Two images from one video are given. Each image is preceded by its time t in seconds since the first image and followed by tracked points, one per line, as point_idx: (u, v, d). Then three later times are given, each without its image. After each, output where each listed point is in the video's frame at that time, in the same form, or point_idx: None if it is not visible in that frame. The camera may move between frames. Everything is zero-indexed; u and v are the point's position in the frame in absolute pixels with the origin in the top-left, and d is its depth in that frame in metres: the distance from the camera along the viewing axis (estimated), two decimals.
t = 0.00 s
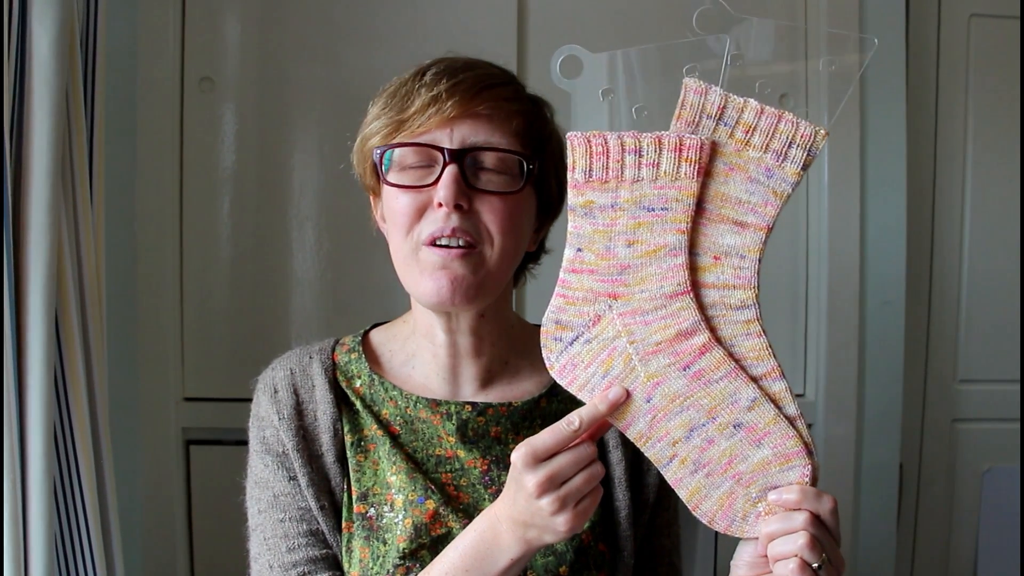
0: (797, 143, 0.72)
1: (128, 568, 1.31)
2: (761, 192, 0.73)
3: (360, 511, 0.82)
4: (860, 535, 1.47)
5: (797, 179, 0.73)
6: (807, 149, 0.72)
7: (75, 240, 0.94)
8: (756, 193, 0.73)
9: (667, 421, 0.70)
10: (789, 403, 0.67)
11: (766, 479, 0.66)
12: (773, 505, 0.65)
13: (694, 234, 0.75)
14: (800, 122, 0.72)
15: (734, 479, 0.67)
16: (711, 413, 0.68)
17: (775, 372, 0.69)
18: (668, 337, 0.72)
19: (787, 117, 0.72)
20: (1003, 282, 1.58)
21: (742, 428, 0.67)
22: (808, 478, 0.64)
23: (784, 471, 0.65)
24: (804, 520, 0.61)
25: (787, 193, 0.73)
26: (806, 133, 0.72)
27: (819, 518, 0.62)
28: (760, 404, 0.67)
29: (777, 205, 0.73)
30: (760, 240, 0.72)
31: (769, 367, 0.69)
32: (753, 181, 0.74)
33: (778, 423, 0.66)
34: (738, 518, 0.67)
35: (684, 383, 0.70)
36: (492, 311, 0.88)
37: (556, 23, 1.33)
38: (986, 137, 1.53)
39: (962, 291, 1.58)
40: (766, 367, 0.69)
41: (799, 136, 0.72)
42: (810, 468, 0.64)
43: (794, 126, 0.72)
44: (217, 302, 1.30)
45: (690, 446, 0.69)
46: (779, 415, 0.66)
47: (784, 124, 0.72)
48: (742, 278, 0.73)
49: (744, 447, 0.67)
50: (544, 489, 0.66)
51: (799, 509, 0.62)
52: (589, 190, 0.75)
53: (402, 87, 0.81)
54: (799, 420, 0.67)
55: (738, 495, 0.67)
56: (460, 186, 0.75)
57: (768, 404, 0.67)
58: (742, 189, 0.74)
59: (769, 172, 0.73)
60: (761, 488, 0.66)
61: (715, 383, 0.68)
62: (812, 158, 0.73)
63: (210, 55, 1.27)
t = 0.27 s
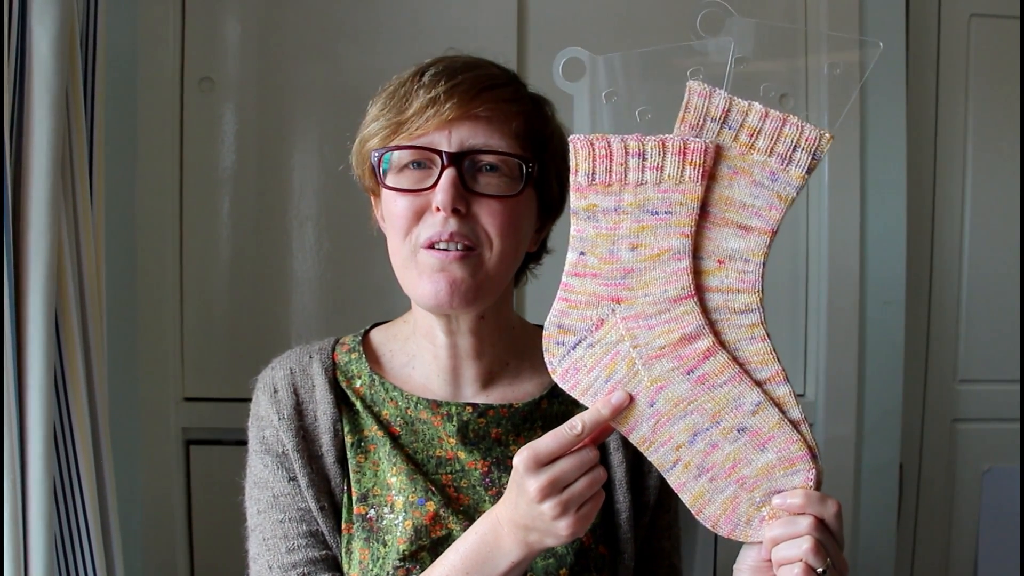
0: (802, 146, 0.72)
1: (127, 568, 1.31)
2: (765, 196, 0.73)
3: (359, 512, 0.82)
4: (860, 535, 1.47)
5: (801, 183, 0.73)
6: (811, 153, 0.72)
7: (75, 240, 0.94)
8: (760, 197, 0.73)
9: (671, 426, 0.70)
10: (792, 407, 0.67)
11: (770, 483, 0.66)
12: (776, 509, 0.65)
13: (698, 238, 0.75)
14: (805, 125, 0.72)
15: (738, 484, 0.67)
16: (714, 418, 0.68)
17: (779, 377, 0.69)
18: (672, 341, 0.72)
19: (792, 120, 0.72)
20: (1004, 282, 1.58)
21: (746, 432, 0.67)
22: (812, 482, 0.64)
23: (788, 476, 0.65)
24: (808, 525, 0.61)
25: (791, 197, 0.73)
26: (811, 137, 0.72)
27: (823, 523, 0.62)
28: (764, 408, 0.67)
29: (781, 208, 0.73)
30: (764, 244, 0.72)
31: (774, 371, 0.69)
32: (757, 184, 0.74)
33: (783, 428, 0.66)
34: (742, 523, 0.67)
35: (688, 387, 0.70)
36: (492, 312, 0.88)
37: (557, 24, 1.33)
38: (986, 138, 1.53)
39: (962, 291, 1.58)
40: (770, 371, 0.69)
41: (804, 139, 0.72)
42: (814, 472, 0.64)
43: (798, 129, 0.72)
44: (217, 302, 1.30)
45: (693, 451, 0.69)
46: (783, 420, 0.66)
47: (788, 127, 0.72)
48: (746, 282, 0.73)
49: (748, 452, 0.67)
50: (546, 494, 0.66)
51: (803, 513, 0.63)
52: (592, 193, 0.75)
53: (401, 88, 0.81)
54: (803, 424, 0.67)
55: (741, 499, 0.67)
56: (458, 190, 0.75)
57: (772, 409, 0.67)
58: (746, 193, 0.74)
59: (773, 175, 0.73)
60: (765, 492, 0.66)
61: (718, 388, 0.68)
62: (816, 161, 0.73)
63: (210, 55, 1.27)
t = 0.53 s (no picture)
0: (803, 147, 0.72)
1: (128, 567, 1.31)
2: (766, 197, 0.73)
3: (359, 513, 0.82)
4: (860, 535, 1.47)
5: (802, 184, 0.73)
6: (812, 153, 0.72)
7: (76, 241, 0.94)
8: (760, 198, 0.73)
9: (670, 428, 0.70)
10: (793, 410, 0.68)
11: (770, 486, 0.66)
12: (776, 513, 0.65)
13: (698, 239, 0.75)
14: (806, 126, 0.72)
15: (738, 486, 0.67)
16: (714, 421, 0.68)
17: (779, 379, 0.69)
18: (671, 343, 0.72)
19: (792, 120, 0.72)
20: (1003, 281, 1.58)
21: (746, 435, 0.67)
22: (813, 485, 0.64)
23: (788, 479, 0.65)
24: (808, 528, 0.61)
25: (792, 198, 0.73)
26: (812, 137, 0.72)
27: (823, 526, 0.62)
28: (764, 411, 0.67)
29: (781, 209, 0.73)
30: (764, 245, 0.72)
31: (774, 373, 0.69)
32: (757, 185, 0.74)
33: (783, 431, 0.66)
34: (742, 526, 0.67)
35: (688, 390, 0.70)
36: (491, 313, 0.88)
37: (556, 23, 1.33)
38: (986, 137, 1.53)
39: (962, 290, 1.58)
40: (770, 374, 0.69)
41: (805, 140, 0.72)
42: (814, 475, 0.65)
43: (799, 129, 0.72)
44: (217, 302, 1.30)
45: (693, 454, 0.69)
46: (783, 422, 0.66)
47: (789, 128, 0.72)
48: (746, 284, 0.73)
49: (748, 455, 0.67)
50: (545, 497, 0.66)
51: (803, 517, 0.63)
52: (591, 194, 0.75)
53: (399, 89, 0.81)
54: (803, 427, 0.67)
55: (741, 502, 0.67)
56: (457, 192, 0.75)
57: (773, 412, 0.67)
58: (746, 194, 0.74)
59: (774, 176, 0.73)
60: (765, 495, 0.66)
61: (718, 390, 0.68)
62: (817, 162, 0.73)
63: (210, 55, 1.27)
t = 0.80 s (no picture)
0: (805, 147, 0.72)
1: (128, 568, 1.31)
2: (767, 197, 0.73)
3: (359, 513, 0.82)
4: (860, 535, 1.47)
5: (804, 184, 0.73)
6: (814, 154, 0.72)
7: (75, 241, 0.94)
8: (762, 198, 0.73)
9: (671, 428, 0.70)
10: (794, 410, 0.67)
11: (771, 486, 0.66)
12: (777, 513, 0.65)
13: (700, 239, 0.74)
14: (808, 125, 0.72)
15: (739, 486, 0.67)
16: (715, 420, 0.68)
17: (781, 379, 0.69)
18: (672, 343, 0.72)
19: (794, 120, 0.72)
20: (1004, 281, 1.58)
21: (747, 435, 0.67)
22: (814, 485, 0.64)
23: (790, 479, 0.65)
24: (809, 529, 0.61)
25: (793, 197, 0.73)
26: (814, 137, 0.72)
27: (824, 526, 0.62)
28: (765, 411, 0.67)
29: (783, 209, 0.73)
30: (766, 245, 0.72)
31: (775, 373, 0.69)
32: (759, 185, 0.74)
33: (784, 431, 0.66)
34: (743, 526, 0.67)
35: (689, 390, 0.70)
36: (492, 313, 0.88)
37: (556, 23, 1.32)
38: (986, 138, 1.53)
39: (962, 290, 1.58)
40: (771, 374, 0.69)
41: (806, 140, 0.72)
42: (815, 475, 0.64)
43: (801, 129, 0.72)
44: (217, 302, 1.30)
45: (694, 454, 0.69)
46: (785, 422, 0.66)
47: (791, 128, 0.72)
48: (748, 284, 0.73)
49: (749, 455, 0.67)
50: (545, 497, 0.66)
51: (804, 517, 0.62)
52: (592, 194, 0.75)
53: (401, 89, 0.81)
54: (805, 427, 0.67)
55: (742, 502, 0.67)
56: (459, 193, 0.75)
57: (774, 412, 0.67)
58: (748, 194, 0.74)
59: (775, 176, 0.73)
60: (766, 495, 0.66)
61: (720, 390, 0.68)
62: (819, 161, 0.73)
63: (209, 55, 1.27)
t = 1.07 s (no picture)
0: (803, 146, 0.72)
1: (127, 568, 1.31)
2: (766, 196, 0.73)
3: (359, 512, 0.82)
4: (860, 535, 1.47)
5: (803, 182, 0.73)
6: (812, 152, 0.72)
7: (75, 240, 0.94)
8: (761, 196, 0.73)
9: (670, 426, 0.70)
10: (793, 408, 0.67)
11: (770, 484, 0.66)
12: (776, 511, 0.65)
13: (698, 237, 0.74)
14: (806, 124, 0.72)
15: (737, 484, 0.67)
16: (714, 419, 0.68)
17: (779, 378, 0.69)
18: (671, 341, 0.72)
19: (793, 119, 0.72)
20: (1004, 281, 1.58)
21: (745, 433, 0.67)
22: (812, 483, 0.64)
23: (788, 477, 0.65)
24: (808, 526, 0.61)
25: (792, 196, 0.73)
26: (812, 136, 0.72)
27: (823, 524, 0.62)
28: (763, 409, 0.67)
29: (782, 208, 0.73)
30: (765, 243, 0.72)
31: (774, 371, 0.69)
32: (758, 183, 0.74)
33: (783, 429, 0.66)
34: (741, 524, 0.67)
35: (688, 388, 0.70)
36: (493, 314, 0.88)
37: (556, 23, 1.33)
38: (987, 138, 1.53)
39: (962, 290, 1.58)
40: (770, 372, 0.69)
41: (805, 138, 0.72)
42: (814, 473, 0.65)
43: (800, 128, 0.72)
44: (217, 301, 1.30)
45: (693, 452, 0.69)
46: (783, 420, 0.66)
47: (790, 126, 0.72)
48: (747, 282, 0.73)
49: (748, 453, 0.67)
50: (545, 495, 0.66)
51: (803, 514, 0.63)
52: (591, 192, 0.75)
53: (404, 90, 0.81)
54: (803, 425, 0.67)
55: (741, 500, 0.67)
56: (462, 195, 0.75)
57: (772, 410, 0.67)
58: (747, 192, 0.74)
59: (774, 175, 0.73)
60: (765, 493, 0.66)
61: (718, 388, 0.68)
62: (817, 160, 0.73)
63: (209, 55, 1.27)
